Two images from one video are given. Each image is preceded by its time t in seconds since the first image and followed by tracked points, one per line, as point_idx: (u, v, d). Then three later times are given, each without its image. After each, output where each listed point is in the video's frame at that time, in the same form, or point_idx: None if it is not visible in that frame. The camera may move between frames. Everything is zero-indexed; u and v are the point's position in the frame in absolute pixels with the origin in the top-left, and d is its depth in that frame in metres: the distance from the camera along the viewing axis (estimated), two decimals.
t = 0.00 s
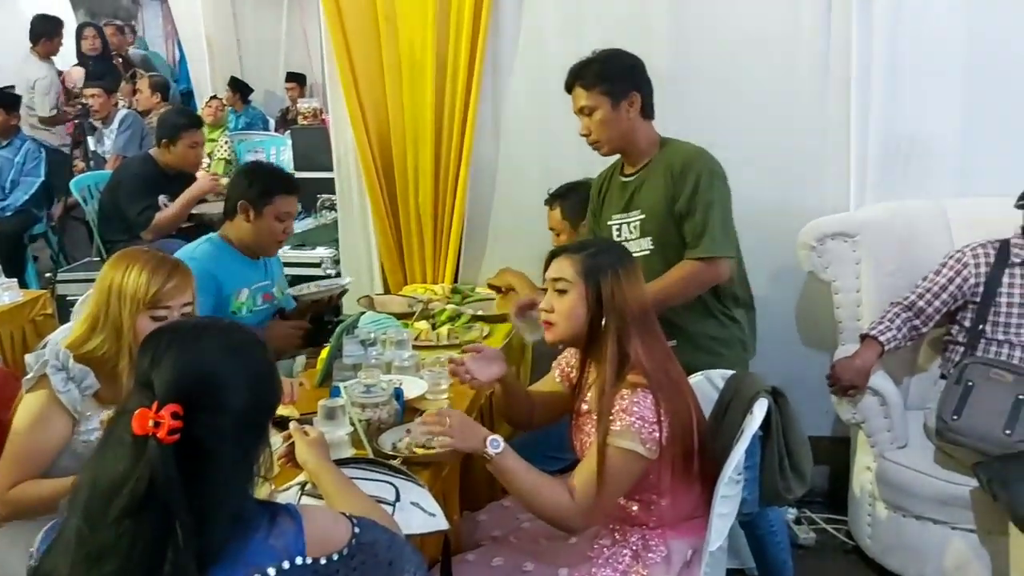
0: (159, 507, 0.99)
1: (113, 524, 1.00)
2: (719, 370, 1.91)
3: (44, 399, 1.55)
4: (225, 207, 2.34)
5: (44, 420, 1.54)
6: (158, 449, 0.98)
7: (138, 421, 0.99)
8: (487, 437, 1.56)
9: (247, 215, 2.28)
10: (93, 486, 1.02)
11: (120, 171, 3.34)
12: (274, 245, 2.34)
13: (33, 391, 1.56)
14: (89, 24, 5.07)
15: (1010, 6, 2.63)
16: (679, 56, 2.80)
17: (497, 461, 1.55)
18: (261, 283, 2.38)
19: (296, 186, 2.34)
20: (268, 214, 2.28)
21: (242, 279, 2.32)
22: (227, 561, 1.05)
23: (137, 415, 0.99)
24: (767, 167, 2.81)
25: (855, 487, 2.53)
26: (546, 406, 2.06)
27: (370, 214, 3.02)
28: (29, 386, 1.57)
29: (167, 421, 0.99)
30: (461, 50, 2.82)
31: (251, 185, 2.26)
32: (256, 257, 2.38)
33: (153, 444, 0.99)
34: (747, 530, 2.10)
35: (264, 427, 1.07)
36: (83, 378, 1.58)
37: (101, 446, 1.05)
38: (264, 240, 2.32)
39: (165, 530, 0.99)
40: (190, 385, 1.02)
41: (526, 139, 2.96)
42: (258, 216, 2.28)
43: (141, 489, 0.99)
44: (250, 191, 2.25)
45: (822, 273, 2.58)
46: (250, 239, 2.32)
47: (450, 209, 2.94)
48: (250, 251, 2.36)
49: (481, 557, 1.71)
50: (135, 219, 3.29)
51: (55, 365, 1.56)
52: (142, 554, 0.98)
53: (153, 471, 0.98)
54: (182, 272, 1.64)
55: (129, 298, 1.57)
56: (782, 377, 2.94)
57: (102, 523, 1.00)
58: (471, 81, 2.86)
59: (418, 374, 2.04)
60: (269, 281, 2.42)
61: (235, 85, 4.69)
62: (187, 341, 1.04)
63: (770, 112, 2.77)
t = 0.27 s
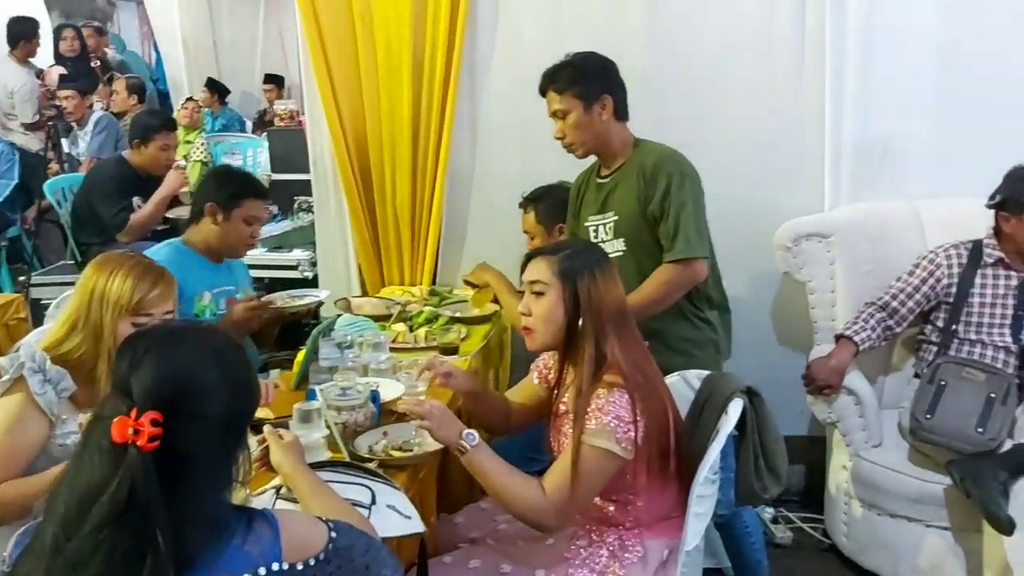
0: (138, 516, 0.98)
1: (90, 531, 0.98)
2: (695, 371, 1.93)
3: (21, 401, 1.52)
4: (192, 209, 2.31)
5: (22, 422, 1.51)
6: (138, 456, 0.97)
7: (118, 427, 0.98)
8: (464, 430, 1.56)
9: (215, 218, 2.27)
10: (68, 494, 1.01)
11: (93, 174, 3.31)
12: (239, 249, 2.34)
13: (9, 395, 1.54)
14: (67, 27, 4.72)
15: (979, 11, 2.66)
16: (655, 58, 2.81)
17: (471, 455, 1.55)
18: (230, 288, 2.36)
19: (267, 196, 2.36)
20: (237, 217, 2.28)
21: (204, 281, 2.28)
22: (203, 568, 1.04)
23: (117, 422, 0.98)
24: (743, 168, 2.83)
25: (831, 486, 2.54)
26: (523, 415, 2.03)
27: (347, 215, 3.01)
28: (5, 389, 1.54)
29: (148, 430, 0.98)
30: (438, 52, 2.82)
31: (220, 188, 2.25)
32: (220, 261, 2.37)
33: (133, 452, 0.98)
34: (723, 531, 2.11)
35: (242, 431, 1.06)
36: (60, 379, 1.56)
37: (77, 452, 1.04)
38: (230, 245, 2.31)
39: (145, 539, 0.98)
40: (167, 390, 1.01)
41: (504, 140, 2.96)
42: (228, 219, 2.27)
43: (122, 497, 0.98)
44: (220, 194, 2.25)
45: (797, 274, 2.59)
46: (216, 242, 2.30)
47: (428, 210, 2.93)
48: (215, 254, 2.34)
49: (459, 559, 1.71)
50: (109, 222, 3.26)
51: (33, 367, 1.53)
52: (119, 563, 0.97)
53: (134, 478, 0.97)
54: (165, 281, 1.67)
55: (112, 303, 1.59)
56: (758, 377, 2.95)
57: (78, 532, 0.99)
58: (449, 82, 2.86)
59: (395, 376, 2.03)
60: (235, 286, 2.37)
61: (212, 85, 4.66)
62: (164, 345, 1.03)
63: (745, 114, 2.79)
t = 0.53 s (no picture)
0: (109, 524, 0.96)
1: (61, 538, 0.96)
2: (669, 370, 1.94)
3: None
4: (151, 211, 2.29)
5: None
6: (107, 465, 0.97)
7: (85, 438, 0.97)
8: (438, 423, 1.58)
9: (175, 220, 2.25)
10: (38, 502, 0.99)
11: (63, 175, 3.28)
12: (199, 250, 2.33)
13: None
14: (39, 27, 4.60)
15: (950, 11, 2.69)
16: (630, 59, 2.82)
17: (443, 446, 1.57)
18: (195, 290, 2.37)
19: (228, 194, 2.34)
20: (198, 216, 2.26)
21: (167, 286, 2.29)
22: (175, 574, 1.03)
23: (85, 431, 0.97)
24: (718, 168, 2.84)
25: (805, 483, 2.56)
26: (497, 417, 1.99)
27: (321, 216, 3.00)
28: None
29: (116, 437, 0.97)
30: (413, 52, 2.80)
31: (178, 189, 2.24)
32: (184, 263, 2.36)
33: (102, 460, 0.97)
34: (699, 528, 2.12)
35: (214, 435, 1.05)
36: (31, 382, 1.57)
37: (43, 461, 1.02)
38: (193, 245, 2.30)
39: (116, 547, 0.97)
40: (134, 396, 0.99)
41: (480, 142, 2.96)
42: (190, 219, 2.25)
43: (91, 504, 0.96)
44: (178, 194, 2.23)
45: (771, 273, 2.60)
46: (178, 243, 2.29)
47: (403, 212, 2.92)
48: (178, 257, 2.34)
49: (434, 560, 1.71)
50: (80, 224, 3.23)
51: (5, 370, 1.54)
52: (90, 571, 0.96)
53: (104, 487, 0.96)
54: (146, 292, 1.67)
55: (93, 310, 1.60)
56: (733, 376, 2.97)
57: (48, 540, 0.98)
58: (424, 83, 2.84)
59: (369, 378, 2.03)
60: (198, 287, 2.39)
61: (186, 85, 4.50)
62: (131, 350, 1.02)
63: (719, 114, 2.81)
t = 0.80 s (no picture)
0: (69, 532, 0.96)
1: (21, 548, 0.95)
2: (640, 370, 1.94)
3: None
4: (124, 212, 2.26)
5: None
6: (66, 473, 0.95)
7: (42, 446, 0.96)
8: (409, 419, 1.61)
9: (150, 222, 2.23)
10: None
11: (29, 177, 3.24)
12: (175, 253, 2.29)
13: None
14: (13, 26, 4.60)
15: (917, 13, 2.71)
16: (602, 60, 2.82)
17: (412, 443, 1.59)
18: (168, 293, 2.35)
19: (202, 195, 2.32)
20: (172, 219, 2.23)
21: (140, 289, 2.26)
22: None
23: (41, 440, 0.96)
24: (688, 168, 2.85)
25: (777, 480, 2.57)
26: (471, 418, 1.96)
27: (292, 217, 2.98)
28: None
29: (74, 445, 0.95)
30: (384, 53, 2.80)
31: (154, 191, 2.21)
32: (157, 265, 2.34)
33: (61, 469, 0.95)
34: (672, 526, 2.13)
35: (176, 439, 1.04)
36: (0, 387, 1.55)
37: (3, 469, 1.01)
38: (167, 248, 2.28)
39: (77, 554, 0.96)
40: (92, 402, 0.98)
41: (452, 143, 2.95)
42: (164, 221, 2.23)
43: (50, 512, 0.95)
44: (153, 196, 2.20)
45: (742, 273, 2.62)
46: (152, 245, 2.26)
47: (375, 213, 2.91)
48: (152, 259, 2.31)
49: (405, 563, 1.70)
50: (47, 226, 3.19)
51: None
52: None
53: (64, 495, 0.95)
54: (118, 299, 1.66)
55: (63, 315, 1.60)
56: (706, 375, 2.98)
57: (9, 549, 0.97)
58: (395, 84, 2.84)
59: (340, 380, 2.02)
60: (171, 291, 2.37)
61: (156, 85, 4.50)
62: (89, 354, 1.00)
63: (690, 114, 2.82)
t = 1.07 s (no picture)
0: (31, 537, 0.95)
1: None
2: (613, 371, 1.94)
3: None
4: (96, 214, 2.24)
5: None
6: (28, 478, 0.94)
7: (2, 451, 0.93)
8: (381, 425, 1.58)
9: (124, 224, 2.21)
10: None
11: None
12: (149, 254, 2.27)
13: None
14: None
15: (887, 16, 2.74)
16: (575, 62, 2.83)
17: (387, 450, 1.57)
18: (141, 296, 2.31)
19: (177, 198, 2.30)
20: (146, 221, 2.21)
21: (112, 291, 2.23)
22: None
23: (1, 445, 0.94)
24: (661, 169, 2.87)
25: (750, 480, 2.59)
26: (447, 424, 1.96)
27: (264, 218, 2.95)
28: None
29: (37, 450, 0.94)
30: (358, 54, 2.79)
31: (128, 193, 2.19)
32: (129, 268, 2.31)
33: (24, 474, 0.94)
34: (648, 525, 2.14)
35: (142, 443, 1.03)
36: None
37: None
38: (141, 251, 2.25)
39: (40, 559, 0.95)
40: (57, 408, 0.97)
41: (426, 144, 2.94)
42: (138, 224, 2.21)
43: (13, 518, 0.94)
44: (127, 198, 2.19)
45: (715, 273, 2.63)
46: (125, 248, 2.24)
47: (348, 214, 2.89)
48: (125, 262, 2.29)
49: (377, 567, 1.69)
50: (14, 228, 3.16)
51: None
52: None
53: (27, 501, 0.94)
54: (88, 303, 1.64)
55: (32, 320, 1.57)
56: (679, 375, 2.99)
57: None
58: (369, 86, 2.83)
59: (312, 383, 2.00)
60: (144, 294, 2.33)
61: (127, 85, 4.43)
62: (53, 357, 0.99)
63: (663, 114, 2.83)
